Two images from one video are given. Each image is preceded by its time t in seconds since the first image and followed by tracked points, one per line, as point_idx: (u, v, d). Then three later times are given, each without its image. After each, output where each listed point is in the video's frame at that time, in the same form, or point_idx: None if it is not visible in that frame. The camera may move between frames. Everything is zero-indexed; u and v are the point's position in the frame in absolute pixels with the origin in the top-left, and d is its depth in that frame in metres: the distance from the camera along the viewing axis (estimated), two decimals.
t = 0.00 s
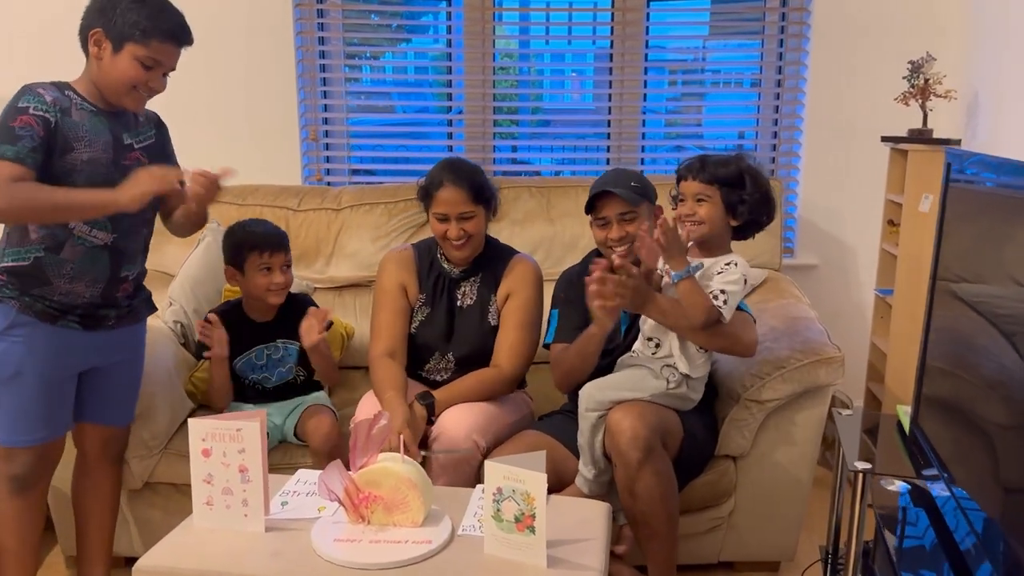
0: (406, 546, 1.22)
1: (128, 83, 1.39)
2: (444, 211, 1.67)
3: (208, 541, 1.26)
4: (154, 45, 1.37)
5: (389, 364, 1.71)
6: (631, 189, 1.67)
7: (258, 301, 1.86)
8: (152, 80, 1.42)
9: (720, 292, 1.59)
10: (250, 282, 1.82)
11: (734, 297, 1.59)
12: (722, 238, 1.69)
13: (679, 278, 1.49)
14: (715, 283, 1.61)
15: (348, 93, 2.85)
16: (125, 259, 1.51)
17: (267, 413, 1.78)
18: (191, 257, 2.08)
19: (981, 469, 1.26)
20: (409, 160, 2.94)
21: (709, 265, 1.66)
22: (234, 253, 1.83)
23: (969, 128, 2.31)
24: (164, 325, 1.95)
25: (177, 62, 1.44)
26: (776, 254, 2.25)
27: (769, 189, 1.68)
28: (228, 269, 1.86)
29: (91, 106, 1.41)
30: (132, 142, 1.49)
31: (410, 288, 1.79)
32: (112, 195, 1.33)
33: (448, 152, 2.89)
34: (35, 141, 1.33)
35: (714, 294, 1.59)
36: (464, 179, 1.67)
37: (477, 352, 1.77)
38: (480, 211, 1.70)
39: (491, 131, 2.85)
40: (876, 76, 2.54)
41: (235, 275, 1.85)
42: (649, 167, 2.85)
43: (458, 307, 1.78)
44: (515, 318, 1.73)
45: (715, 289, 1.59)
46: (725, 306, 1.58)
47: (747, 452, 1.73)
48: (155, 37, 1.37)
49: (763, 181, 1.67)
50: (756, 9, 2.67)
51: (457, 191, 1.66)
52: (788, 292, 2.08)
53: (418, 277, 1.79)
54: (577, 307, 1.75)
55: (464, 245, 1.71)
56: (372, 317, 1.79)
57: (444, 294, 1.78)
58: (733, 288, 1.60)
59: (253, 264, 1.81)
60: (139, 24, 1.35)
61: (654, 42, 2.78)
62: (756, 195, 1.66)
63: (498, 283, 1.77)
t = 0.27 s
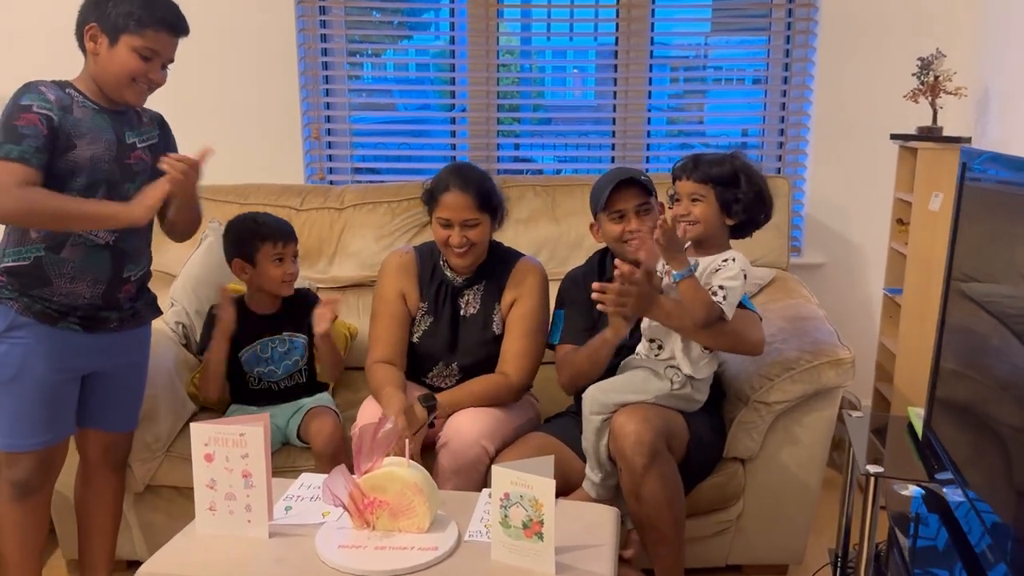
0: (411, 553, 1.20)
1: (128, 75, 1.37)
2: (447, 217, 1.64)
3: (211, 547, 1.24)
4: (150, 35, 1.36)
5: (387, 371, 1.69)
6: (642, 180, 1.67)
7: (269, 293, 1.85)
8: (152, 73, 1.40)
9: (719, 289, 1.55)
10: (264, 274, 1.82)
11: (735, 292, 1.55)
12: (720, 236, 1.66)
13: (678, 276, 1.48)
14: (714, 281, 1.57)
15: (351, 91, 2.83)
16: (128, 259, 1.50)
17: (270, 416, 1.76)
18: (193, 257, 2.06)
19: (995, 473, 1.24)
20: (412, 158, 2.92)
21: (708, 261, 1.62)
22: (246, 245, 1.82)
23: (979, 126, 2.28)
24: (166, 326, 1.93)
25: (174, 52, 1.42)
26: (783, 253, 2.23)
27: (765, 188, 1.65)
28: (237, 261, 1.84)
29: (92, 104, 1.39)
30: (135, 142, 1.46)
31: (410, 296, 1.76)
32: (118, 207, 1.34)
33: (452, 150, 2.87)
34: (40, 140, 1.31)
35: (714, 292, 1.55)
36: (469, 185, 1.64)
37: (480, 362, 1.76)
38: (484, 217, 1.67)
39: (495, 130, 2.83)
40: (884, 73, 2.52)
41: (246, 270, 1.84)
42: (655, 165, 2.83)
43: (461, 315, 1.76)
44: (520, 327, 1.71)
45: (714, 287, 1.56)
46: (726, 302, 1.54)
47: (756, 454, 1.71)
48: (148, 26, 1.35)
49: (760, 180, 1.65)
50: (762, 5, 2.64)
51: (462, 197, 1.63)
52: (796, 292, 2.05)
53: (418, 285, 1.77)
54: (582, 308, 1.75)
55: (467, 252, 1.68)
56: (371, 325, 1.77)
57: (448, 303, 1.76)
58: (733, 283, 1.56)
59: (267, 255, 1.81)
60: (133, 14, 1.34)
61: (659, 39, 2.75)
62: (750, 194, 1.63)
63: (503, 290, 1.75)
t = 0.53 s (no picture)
0: (417, 555, 1.18)
1: (119, 71, 1.35)
2: (444, 229, 1.59)
3: (214, 549, 1.23)
4: (143, 29, 1.34)
5: (388, 376, 1.67)
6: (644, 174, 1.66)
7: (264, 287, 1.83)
8: (145, 67, 1.38)
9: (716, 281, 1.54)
10: (257, 269, 1.80)
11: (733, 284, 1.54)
12: (715, 232, 1.64)
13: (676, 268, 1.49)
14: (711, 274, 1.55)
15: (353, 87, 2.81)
16: (132, 257, 1.48)
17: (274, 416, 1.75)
18: (194, 255, 2.03)
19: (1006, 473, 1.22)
20: (416, 154, 2.90)
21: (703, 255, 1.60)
22: (241, 238, 1.80)
23: (988, 122, 2.26)
24: (169, 324, 1.93)
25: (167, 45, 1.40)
26: (790, 250, 2.21)
27: (760, 180, 1.62)
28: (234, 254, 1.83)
29: (90, 102, 1.37)
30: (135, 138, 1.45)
31: (405, 301, 1.74)
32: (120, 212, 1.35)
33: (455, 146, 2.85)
34: (42, 146, 1.31)
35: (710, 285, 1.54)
36: (468, 196, 1.59)
37: (480, 369, 1.74)
38: (482, 229, 1.62)
39: (499, 126, 2.81)
40: (892, 68, 2.49)
41: (241, 260, 1.82)
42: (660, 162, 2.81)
43: (459, 322, 1.74)
44: (519, 335, 1.69)
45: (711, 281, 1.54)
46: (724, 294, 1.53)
47: (764, 454, 1.69)
48: (141, 21, 1.33)
49: (756, 174, 1.62)
50: None
51: (460, 209, 1.58)
52: (804, 290, 2.04)
53: (414, 293, 1.74)
54: (592, 306, 1.75)
55: (463, 263, 1.64)
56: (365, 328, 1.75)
57: (445, 310, 1.73)
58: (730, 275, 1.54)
59: (258, 250, 1.78)
60: (125, 9, 1.32)
61: (664, 34, 2.73)
62: (745, 188, 1.60)
63: (501, 296, 1.72)
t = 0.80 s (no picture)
0: (420, 558, 1.17)
1: (105, 75, 1.34)
2: (444, 239, 1.58)
3: (216, 551, 1.22)
4: (131, 35, 1.32)
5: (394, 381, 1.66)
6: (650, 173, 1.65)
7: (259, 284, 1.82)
8: (133, 71, 1.36)
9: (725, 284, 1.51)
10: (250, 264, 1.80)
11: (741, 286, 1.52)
12: (721, 232, 1.62)
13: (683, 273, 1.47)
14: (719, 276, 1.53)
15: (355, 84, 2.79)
16: (125, 260, 1.48)
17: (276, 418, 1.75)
18: (195, 254, 2.03)
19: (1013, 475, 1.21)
20: (418, 152, 2.88)
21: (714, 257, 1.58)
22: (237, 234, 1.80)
23: (994, 119, 2.24)
24: (171, 323, 1.93)
25: (158, 48, 1.38)
26: (795, 248, 2.19)
27: (770, 182, 1.61)
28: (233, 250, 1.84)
29: (75, 101, 1.36)
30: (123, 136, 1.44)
31: (408, 304, 1.72)
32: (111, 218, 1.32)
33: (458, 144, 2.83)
34: (22, 146, 1.29)
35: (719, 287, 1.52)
36: (469, 206, 1.57)
37: (485, 373, 1.73)
38: (484, 237, 1.60)
39: (501, 123, 2.80)
40: (897, 64, 2.48)
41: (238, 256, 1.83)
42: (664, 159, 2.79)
43: (462, 329, 1.72)
44: (526, 346, 1.67)
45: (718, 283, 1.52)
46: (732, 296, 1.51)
47: (769, 454, 1.68)
48: (130, 25, 1.31)
49: (766, 176, 1.60)
50: None
51: (461, 220, 1.56)
52: (809, 288, 2.02)
53: (417, 295, 1.72)
54: (594, 305, 1.73)
55: (466, 272, 1.62)
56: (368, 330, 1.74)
57: (447, 317, 1.72)
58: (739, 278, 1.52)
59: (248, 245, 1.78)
60: (113, 11, 1.30)
61: (667, 30, 2.71)
62: (756, 189, 1.59)
63: (504, 301, 1.70)
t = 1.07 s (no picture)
0: (423, 556, 1.17)
1: (77, 75, 1.30)
2: (453, 236, 1.57)
3: (218, 550, 1.22)
4: (101, 32, 1.27)
5: (399, 376, 1.66)
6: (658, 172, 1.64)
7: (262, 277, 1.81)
8: (105, 70, 1.32)
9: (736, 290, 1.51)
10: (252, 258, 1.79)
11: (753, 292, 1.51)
12: (733, 233, 1.61)
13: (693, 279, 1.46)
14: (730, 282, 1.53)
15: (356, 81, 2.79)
16: (112, 268, 1.46)
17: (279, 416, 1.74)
18: (196, 252, 2.00)
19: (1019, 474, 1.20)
20: (419, 149, 2.88)
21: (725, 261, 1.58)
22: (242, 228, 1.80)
23: (998, 114, 2.23)
24: (172, 321, 1.92)
25: (130, 46, 1.33)
26: (797, 245, 2.19)
27: (782, 183, 1.59)
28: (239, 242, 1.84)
29: (46, 105, 1.33)
30: (100, 138, 1.41)
31: (417, 299, 1.72)
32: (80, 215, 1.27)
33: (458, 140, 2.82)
34: None
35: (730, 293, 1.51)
36: (477, 203, 1.56)
37: (494, 371, 1.72)
38: (493, 235, 1.59)
39: (502, 119, 2.79)
40: (900, 60, 2.47)
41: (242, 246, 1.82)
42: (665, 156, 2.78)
43: (471, 326, 1.71)
44: (534, 341, 1.66)
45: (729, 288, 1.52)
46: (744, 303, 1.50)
47: (772, 451, 1.67)
48: (101, 22, 1.26)
49: (776, 177, 1.58)
50: None
51: (470, 218, 1.55)
52: (811, 285, 2.02)
53: (426, 291, 1.72)
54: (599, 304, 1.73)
55: (475, 270, 1.61)
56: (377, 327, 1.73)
57: (455, 315, 1.71)
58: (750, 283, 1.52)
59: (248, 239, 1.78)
60: (81, 7, 1.25)
61: (669, 26, 2.70)
62: (767, 191, 1.57)
63: (514, 299, 1.69)
